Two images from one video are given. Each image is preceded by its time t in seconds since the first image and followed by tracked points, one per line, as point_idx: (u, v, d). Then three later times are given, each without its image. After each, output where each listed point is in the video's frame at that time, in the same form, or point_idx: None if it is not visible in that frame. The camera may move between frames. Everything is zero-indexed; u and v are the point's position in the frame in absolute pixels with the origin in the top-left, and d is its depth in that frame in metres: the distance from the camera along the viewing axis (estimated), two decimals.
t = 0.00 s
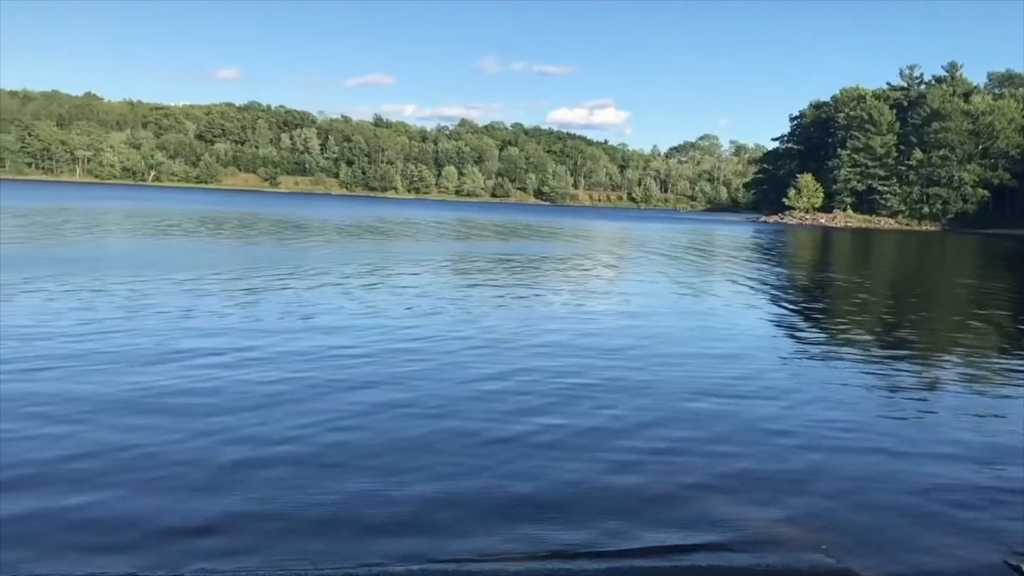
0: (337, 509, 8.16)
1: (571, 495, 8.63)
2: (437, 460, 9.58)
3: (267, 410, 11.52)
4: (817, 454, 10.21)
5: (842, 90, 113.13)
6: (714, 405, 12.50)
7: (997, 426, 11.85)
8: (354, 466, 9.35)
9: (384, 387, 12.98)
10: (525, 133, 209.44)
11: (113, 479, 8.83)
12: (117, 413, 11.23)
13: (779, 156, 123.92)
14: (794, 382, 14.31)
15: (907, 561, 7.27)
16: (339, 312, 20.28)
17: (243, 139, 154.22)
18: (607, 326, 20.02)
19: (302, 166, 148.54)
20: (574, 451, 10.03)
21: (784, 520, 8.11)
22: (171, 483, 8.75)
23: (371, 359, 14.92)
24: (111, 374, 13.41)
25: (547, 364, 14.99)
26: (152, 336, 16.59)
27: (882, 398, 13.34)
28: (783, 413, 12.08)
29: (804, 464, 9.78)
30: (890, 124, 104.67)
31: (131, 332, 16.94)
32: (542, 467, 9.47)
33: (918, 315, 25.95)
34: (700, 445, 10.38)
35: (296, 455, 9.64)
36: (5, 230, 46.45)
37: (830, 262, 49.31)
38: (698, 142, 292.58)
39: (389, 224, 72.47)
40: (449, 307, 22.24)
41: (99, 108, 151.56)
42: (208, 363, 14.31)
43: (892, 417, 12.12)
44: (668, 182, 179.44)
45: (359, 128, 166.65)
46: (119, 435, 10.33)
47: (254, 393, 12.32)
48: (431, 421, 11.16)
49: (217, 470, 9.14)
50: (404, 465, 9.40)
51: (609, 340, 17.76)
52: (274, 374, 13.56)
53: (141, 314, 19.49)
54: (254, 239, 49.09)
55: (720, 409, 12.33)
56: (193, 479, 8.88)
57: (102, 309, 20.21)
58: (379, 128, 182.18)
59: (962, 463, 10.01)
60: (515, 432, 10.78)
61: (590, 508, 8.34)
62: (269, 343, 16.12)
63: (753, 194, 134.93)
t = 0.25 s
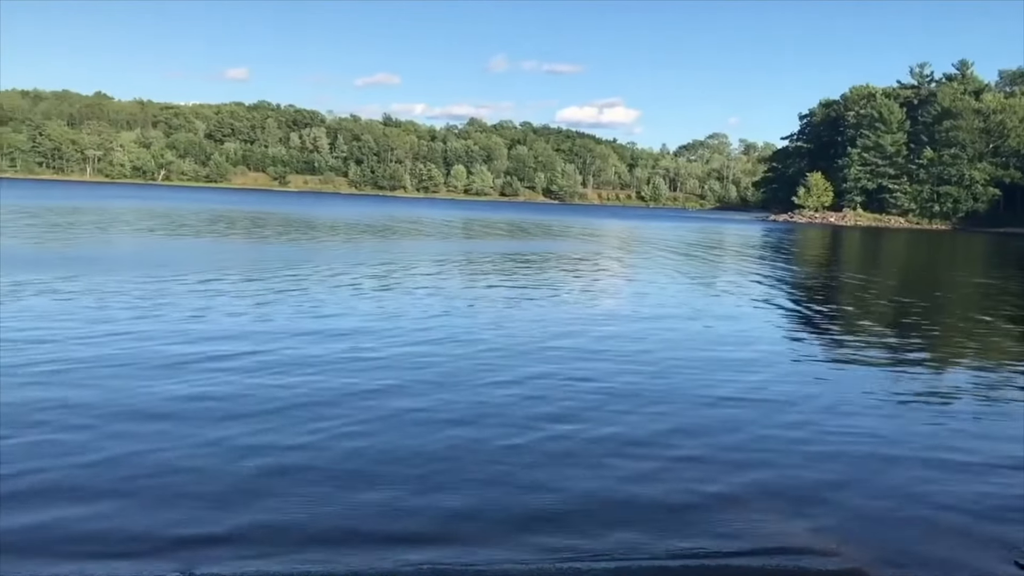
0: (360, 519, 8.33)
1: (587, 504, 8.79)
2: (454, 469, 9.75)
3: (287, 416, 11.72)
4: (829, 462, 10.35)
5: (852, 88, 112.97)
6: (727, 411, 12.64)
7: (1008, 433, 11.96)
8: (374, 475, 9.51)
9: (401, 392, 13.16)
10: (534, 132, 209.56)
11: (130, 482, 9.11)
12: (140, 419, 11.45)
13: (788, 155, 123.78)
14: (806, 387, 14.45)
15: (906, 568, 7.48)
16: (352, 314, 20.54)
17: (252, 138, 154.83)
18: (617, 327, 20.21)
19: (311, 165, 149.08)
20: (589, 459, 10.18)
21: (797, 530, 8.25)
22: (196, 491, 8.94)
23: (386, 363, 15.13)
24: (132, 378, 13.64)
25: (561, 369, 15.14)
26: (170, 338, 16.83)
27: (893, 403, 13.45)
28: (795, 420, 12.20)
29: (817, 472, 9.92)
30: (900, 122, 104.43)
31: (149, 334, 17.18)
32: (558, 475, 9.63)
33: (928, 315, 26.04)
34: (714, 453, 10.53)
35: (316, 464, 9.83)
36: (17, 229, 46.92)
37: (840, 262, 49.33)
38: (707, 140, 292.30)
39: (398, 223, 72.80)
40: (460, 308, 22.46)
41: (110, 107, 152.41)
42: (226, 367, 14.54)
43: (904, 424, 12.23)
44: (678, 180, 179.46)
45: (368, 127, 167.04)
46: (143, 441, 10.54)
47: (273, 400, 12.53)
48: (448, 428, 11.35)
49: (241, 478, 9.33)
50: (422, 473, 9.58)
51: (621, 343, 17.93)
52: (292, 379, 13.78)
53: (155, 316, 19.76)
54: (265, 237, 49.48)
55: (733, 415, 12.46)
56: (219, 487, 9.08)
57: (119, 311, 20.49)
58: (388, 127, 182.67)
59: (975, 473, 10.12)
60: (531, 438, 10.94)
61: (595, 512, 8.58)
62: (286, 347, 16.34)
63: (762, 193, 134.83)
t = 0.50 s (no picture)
0: (368, 500, 8.43)
1: (592, 485, 8.91)
2: (462, 453, 9.86)
3: (296, 404, 11.86)
4: (834, 448, 10.41)
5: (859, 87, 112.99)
6: (733, 400, 12.74)
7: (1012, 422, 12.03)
8: (382, 458, 9.63)
9: (408, 383, 13.29)
10: (541, 132, 209.90)
11: (147, 467, 9.21)
12: (151, 408, 11.60)
13: (795, 154, 123.80)
14: (811, 378, 14.53)
15: (915, 549, 7.54)
16: (360, 313, 20.74)
17: (259, 138, 155.39)
18: (623, 323, 20.35)
19: (318, 165, 149.68)
20: (595, 444, 10.29)
21: (801, 513, 8.33)
22: (207, 474, 9.08)
23: (394, 357, 15.28)
24: (143, 371, 13.81)
25: (567, 361, 15.26)
26: (180, 336, 17.02)
27: (898, 394, 13.52)
28: (800, 409, 12.29)
29: (821, 458, 10.00)
30: (907, 121, 104.38)
31: (160, 333, 17.38)
32: (563, 458, 9.75)
33: (934, 312, 26.15)
34: (717, 440, 10.63)
35: (324, 448, 9.94)
36: (29, 230, 47.42)
37: (847, 261, 49.47)
38: (714, 140, 292.35)
39: (405, 223, 73.12)
40: (466, 306, 22.66)
41: (118, 108, 153.15)
42: (236, 361, 14.70)
43: (908, 413, 12.31)
44: (685, 179, 179.68)
45: (375, 126, 167.43)
46: (154, 428, 10.68)
47: (282, 389, 12.67)
48: (455, 415, 11.46)
49: (251, 462, 9.46)
50: (431, 457, 9.69)
51: (626, 337, 18.05)
52: (301, 371, 13.93)
53: (165, 316, 19.92)
54: (274, 237, 49.85)
55: (738, 403, 12.56)
56: (229, 470, 9.21)
57: (129, 310, 20.72)
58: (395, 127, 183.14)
59: (978, 460, 10.19)
60: (538, 425, 11.05)
61: (606, 495, 8.65)
62: (295, 342, 16.51)
63: (769, 192, 134.89)
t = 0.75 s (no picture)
0: (379, 503, 8.51)
1: (600, 488, 8.97)
2: (471, 456, 9.94)
3: (305, 407, 11.94)
4: (840, 449, 10.46)
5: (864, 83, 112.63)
6: (740, 401, 12.79)
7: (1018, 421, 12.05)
8: (393, 462, 9.71)
9: (416, 385, 13.37)
10: (545, 129, 209.66)
11: (160, 472, 9.31)
12: (162, 412, 11.68)
13: (801, 150, 123.38)
14: (818, 378, 14.55)
15: (922, 548, 7.62)
16: (368, 314, 20.81)
17: (265, 138, 155.48)
18: (630, 322, 20.39)
19: (323, 164, 149.80)
20: (602, 446, 10.36)
21: (808, 514, 8.39)
22: (218, 478, 9.16)
23: (402, 359, 15.35)
24: (153, 375, 13.90)
25: (575, 362, 15.31)
26: (190, 339, 17.13)
27: (904, 393, 13.56)
28: (807, 409, 12.35)
29: (827, 459, 10.06)
30: (913, 116, 103.88)
31: (169, 336, 17.51)
32: (571, 461, 9.82)
33: (941, 308, 26.11)
34: (723, 441, 10.69)
35: (334, 451, 10.03)
36: (34, 231, 47.41)
37: (854, 256, 49.31)
38: (720, 136, 291.62)
39: (410, 221, 73.07)
40: (473, 306, 22.71)
41: (123, 108, 153.36)
42: (245, 364, 14.80)
43: (916, 413, 12.33)
44: (690, 176, 179.46)
45: (380, 125, 167.38)
46: (166, 432, 10.78)
47: (291, 393, 12.77)
48: (463, 417, 11.54)
49: (263, 465, 9.54)
50: (441, 460, 9.78)
51: (633, 337, 18.08)
52: (309, 374, 14.02)
53: (173, 318, 20.02)
54: (279, 236, 49.84)
55: (744, 405, 12.61)
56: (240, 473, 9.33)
57: (138, 312, 20.83)
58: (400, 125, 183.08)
59: (986, 460, 10.21)
60: (546, 428, 11.12)
61: (613, 499, 8.69)
62: (304, 345, 16.61)
63: (775, 188, 134.50)
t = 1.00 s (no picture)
0: (387, 503, 8.57)
1: (608, 487, 9.01)
2: (479, 456, 9.98)
3: (313, 408, 12.01)
4: (847, 446, 10.48)
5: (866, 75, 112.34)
6: (746, 398, 12.81)
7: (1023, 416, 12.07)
8: (401, 462, 9.78)
9: (422, 386, 13.43)
10: (547, 126, 209.35)
11: (172, 475, 9.38)
12: (172, 415, 11.75)
13: (803, 143, 123.07)
14: (823, 374, 14.58)
15: (930, 543, 7.66)
16: (374, 314, 20.85)
17: (267, 137, 155.46)
18: (636, 320, 20.41)
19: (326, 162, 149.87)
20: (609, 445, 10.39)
21: (814, 509, 8.44)
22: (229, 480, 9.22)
23: (408, 359, 15.41)
24: (163, 378, 13.97)
25: (582, 361, 15.34)
26: (198, 341, 17.20)
27: (910, 389, 13.57)
28: (813, 406, 12.39)
29: (834, 456, 10.09)
30: (916, 108, 103.54)
31: (177, 338, 17.56)
32: (579, 460, 9.87)
33: (946, 301, 26.10)
34: (731, 439, 10.71)
35: (343, 452, 10.10)
36: (38, 234, 47.39)
37: (857, 250, 49.23)
38: (722, 131, 291.17)
39: (412, 219, 72.89)
40: (479, 305, 22.72)
41: (126, 109, 153.41)
42: (254, 366, 14.87)
43: (921, 408, 12.36)
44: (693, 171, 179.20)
45: (382, 123, 167.17)
46: (176, 435, 10.86)
47: (298, 395, 12.83)
48: (471, 417, 11.59)
49: (274, 467, 9.61)
50: (450, 461, 9.84)
51: (639, 336, 18.11)
52: (317, 376, 14.07)
53: (180, 320, 20.09)
54: (283, 236, 49.75)
55: (751, 402, 12.64)
56: (250, 476, 9.37)
57: (144, 314, 20.88)
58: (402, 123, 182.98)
59: (991, 454, 10.25)
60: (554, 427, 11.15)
61: (620, 497, 8.74)
62: (311, 346, 16.67)
63: (778, 182, 134.24)
